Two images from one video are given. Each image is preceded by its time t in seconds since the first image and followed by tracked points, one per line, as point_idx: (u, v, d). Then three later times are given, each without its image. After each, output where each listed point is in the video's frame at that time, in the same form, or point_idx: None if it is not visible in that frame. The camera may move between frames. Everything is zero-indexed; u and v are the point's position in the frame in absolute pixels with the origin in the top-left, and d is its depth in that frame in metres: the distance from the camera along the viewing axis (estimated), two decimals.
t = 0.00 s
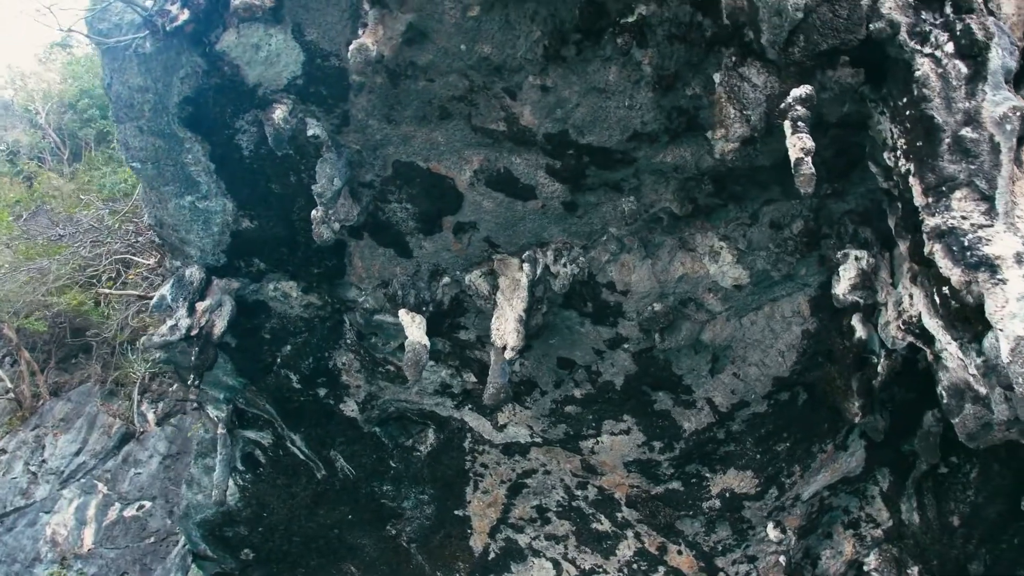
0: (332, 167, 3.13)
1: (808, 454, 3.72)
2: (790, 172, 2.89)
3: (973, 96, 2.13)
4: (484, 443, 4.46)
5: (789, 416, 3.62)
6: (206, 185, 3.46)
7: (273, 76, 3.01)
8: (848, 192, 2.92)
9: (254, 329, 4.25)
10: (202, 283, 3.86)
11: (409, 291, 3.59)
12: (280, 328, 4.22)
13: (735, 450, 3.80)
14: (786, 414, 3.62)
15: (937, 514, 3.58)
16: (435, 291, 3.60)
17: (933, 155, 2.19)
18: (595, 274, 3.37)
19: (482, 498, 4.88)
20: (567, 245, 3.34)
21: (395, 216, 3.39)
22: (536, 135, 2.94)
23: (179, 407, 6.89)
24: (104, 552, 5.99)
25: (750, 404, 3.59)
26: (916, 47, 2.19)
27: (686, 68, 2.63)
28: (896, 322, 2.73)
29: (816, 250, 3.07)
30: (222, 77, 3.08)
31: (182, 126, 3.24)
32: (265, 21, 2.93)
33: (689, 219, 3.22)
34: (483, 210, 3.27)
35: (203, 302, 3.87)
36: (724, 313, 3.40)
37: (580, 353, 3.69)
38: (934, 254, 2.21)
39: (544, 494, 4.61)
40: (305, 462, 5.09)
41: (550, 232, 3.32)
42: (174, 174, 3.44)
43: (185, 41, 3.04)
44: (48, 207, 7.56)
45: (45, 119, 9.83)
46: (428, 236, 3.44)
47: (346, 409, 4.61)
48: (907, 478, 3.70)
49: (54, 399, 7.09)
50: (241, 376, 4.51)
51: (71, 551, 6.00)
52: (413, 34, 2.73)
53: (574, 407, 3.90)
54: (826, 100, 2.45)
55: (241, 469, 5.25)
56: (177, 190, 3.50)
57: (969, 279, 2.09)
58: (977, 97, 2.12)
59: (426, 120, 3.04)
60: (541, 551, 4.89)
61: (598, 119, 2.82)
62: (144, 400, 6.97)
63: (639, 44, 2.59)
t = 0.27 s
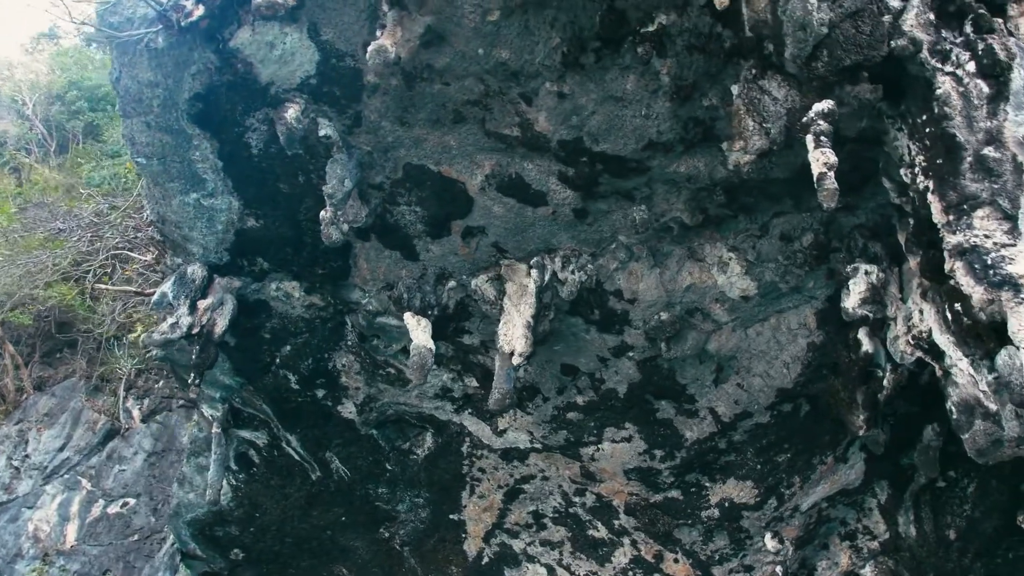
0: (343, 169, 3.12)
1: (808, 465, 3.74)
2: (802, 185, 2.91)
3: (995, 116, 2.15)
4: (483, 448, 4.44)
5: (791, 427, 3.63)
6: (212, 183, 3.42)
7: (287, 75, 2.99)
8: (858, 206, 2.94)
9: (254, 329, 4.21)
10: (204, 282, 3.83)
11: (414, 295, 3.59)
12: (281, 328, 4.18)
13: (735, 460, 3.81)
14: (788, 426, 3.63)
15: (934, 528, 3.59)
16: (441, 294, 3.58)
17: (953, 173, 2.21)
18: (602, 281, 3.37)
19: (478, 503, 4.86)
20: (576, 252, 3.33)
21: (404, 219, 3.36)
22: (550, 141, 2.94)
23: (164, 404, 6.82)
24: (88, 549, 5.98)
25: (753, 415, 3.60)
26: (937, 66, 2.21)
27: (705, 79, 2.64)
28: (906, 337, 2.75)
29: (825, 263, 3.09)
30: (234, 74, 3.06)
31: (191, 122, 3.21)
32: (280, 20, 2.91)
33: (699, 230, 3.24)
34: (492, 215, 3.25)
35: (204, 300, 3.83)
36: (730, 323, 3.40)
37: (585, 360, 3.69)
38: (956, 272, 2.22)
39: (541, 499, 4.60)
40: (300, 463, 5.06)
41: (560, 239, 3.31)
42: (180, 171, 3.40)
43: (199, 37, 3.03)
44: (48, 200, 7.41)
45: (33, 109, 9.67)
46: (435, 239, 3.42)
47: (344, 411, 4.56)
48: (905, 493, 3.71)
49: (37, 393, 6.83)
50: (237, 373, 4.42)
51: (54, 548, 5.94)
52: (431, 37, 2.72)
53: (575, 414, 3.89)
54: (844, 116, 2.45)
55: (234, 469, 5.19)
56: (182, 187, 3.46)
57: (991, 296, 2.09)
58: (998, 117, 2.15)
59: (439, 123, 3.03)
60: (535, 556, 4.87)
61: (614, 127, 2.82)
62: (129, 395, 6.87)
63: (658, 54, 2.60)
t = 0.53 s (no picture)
0: (356, 169, 3.09)
1: (811, 474, 3.76)
2: (816, 197, 2.93)
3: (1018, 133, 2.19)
4: (484, 451, 4.43)
5: (795, 436, 3.65)
6: (222, 180, 3.40)
7: (303, 73, 2.97)
8: (870, 218, 2.96)
9: (257, 328, 4.18)
10: (209, 279, 3.81)
11: (423, 296, 3.55)
12: (284, 327, 4.15)
13: (738, 468, 3.81)
14: (792, 434, 3.65)
15: (933, 539, 3.63)
16: (449, 297, 3.58)
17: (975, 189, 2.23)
18: (612, 288, 3.38)
19: (476, 506, 4.84)
20: (586, 258, 3.33)
21: (415, 221, 3.35)
22: (567, 147, 2.94)
23: (152, 400, 6.39)
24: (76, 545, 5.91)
25: (758, 423, 3.61)
26: (960, 82, 2.22)
27: (724, 89, 2.65)
28: (917, 349, 2.78)
29: (835, 274, 3.11)
30: (249, 71, 3.05)
31: (204, 119, 3.20)
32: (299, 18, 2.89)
33: (710, 238, 3.25)
34: (505, 219, 3.25)
35: (209, 298, 3.81)
36: (738, 332, 3.42)
37: (591, 366, 3.69)
38: (978, 288, 2.23)
39: (540, 503, 4.59)
40: (298, 462, 5.04)
41: (571, 245, 3.32)
42: (189, 168, 3.37)
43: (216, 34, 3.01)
44: (52, 192, 7.27)
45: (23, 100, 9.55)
46: (446, 242, 3.41)
47: (345, 411, 4.53)
48: (905, 503, 3.75)
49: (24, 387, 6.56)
50: (240, 371, 4.40)
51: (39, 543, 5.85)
52: (451, 40, 2.71)
53: (580, 419, 3.89)
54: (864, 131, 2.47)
55: (231, 468, 5.15)
56: (191, 184, 3.43)
57: (1016, 312, 2.09)
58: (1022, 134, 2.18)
59: (455, 126, 3.02)
60: (533, 561, 4.86)
61: (631, 134, 2.83)
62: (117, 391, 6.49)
63: (679, 63, 2.61)
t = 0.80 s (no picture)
0: (371, 170, 3.08)
1: (815, 483, 3.78)
2: (830, 207, 2.95)
3: None
4: (487, 455, 4.42)
5: (800, 444, 3.66)
6: (233, 178, 3.39)
7: (321, 73, 2.96)
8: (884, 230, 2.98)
9: (262, 327, 4.16)
10: (217, 277, 3.79)
11: (433, 300, 3.55)
12: (289, 327, 4.13)
13: (743, 475, 3.82)
14: (798, 443, 3.66)
15: (935, 548, 3.65)
16: (460, 300, 3.57)
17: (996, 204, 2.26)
18: (624, 294, 3.38)
19: (477, 509, 4.83)
20: (599, 263, 3.34)
21: (428, 223, 3.34)
22: (584, 152, 2.94)
23: (144, 396, 6.34)
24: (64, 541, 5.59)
25: (765, 431, 3.63)
26: (983, 98, 2.24)
27: (744, 98, 2.66)
28: (929, 362, 2.80)
29: (847, 284, 3.13)
30: (267, 70, 3.03)
31: (218, 117, 3.18)
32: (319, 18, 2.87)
33: (723, 246, 3.27)
34: (519, 223, 3.25)
35: (216, 296, 3.78)
36: (748, 340, 3.43)
37: (599, 371, 3.69)
38: (1001, 303, 2.27)
39: (542, 507, 4.58)
40: (298, 462, 5.01)
41: (583, 250, 3.32)
42: (200, 165, 3.36)
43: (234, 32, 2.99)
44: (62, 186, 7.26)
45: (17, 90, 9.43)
46: (458, 245, 3.40)
47: (348, 412, 4.51)
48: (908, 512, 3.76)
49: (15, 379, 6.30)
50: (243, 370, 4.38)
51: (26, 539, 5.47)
52: (473, 43, 2.71)
53: (586, 424, 3.89)
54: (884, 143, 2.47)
55: (230, 466, 5.13)
56: (202, 181, 3.41)
57: None
58: None
59: (472, 129, 3.01)
60: (533, 564, 4.85)
61: (650, 142, 2.83)
62: (108, 387, 6.30)
63: (700, 72, 2.62)
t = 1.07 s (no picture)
0: (385, 172, 3.06)
1: (820, 490, 3.79)
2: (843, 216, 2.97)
3: None
4: (491, 458, 4.40)
5: (806, 451, 3.67)
6: (244, 177, 3.36)
7: (338, 73, 2.94)
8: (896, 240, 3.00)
9: (266, 326, 4.13)
10: (223, 276, 3.77)
11: (443, 303, 3.57)
12: (294, 327, 4.10)
13: (748, 482, 3.82)
14: (804, 450, 3.67)
15: (936, 556, 3.72)
16: (469, 303, 3.56)
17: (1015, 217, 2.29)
18: (634, 300, 3.38)
19: (478, 511, 4.80)
20: (610, 268, 3.33)
21: (440, 226, 3.33)
22: (600, 157, 2.93)
23: (136, 392, 6.23)
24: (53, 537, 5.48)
25: (771, 438, 3.63)
26: (1004, 111, 2.28)
27: (763, 107, 2.67)
28: (941, 372, 2.81)
29: (858, 294, 3.15)
30: (283, 68, 3.01)
31: (231, 115, 3.15)
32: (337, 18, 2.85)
33: (735, 253, 3.28)
34: (532, 227, 3.24)
35: (222, 295, 3.77)
36: (757, 347, 3.44)
37: (607, 376, 3.69)
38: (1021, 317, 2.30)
39: (544, 511, 4.56)
40: (298, 462, 4.98)
41: (595, 255, 3.31)
42: (211, 163, 3.33)
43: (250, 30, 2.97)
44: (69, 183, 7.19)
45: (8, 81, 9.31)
46: (469, 248, 3.39)
47: (351, 413, 4.49)
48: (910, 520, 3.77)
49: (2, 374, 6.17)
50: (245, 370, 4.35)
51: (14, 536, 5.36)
52: (493, 46, 2.70)
53: (592, 428, 3.89)
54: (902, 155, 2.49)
55: (228, 466, 5.10)
56: (212, 180, 3.38)
57: None
58: None
59: (488, 132, 3.00)
60: (533, 568, 4.83)
61: (667, 148, 2.84)
62: (100, 382, 6.25)
63: (720, 80, 2.63)
